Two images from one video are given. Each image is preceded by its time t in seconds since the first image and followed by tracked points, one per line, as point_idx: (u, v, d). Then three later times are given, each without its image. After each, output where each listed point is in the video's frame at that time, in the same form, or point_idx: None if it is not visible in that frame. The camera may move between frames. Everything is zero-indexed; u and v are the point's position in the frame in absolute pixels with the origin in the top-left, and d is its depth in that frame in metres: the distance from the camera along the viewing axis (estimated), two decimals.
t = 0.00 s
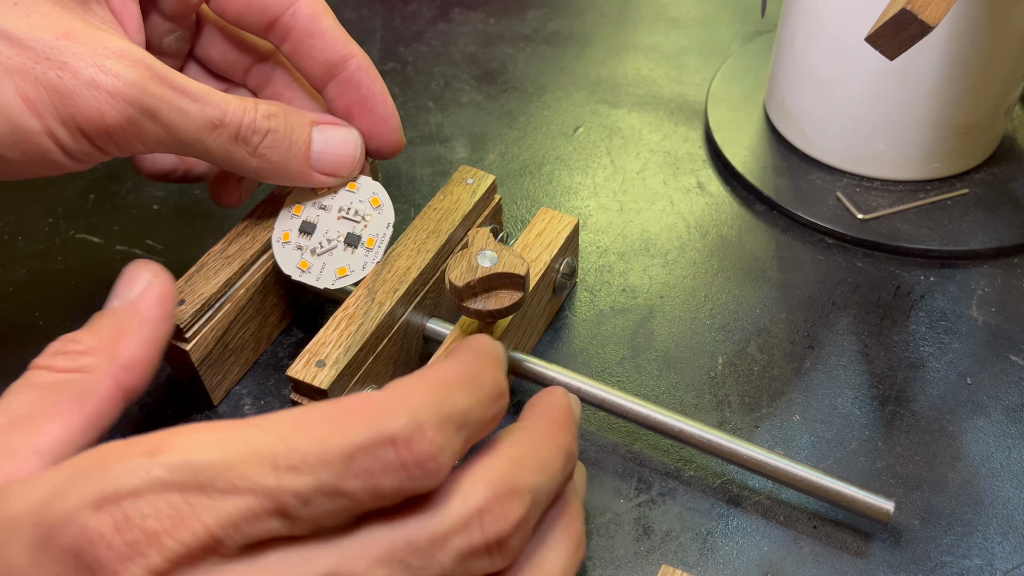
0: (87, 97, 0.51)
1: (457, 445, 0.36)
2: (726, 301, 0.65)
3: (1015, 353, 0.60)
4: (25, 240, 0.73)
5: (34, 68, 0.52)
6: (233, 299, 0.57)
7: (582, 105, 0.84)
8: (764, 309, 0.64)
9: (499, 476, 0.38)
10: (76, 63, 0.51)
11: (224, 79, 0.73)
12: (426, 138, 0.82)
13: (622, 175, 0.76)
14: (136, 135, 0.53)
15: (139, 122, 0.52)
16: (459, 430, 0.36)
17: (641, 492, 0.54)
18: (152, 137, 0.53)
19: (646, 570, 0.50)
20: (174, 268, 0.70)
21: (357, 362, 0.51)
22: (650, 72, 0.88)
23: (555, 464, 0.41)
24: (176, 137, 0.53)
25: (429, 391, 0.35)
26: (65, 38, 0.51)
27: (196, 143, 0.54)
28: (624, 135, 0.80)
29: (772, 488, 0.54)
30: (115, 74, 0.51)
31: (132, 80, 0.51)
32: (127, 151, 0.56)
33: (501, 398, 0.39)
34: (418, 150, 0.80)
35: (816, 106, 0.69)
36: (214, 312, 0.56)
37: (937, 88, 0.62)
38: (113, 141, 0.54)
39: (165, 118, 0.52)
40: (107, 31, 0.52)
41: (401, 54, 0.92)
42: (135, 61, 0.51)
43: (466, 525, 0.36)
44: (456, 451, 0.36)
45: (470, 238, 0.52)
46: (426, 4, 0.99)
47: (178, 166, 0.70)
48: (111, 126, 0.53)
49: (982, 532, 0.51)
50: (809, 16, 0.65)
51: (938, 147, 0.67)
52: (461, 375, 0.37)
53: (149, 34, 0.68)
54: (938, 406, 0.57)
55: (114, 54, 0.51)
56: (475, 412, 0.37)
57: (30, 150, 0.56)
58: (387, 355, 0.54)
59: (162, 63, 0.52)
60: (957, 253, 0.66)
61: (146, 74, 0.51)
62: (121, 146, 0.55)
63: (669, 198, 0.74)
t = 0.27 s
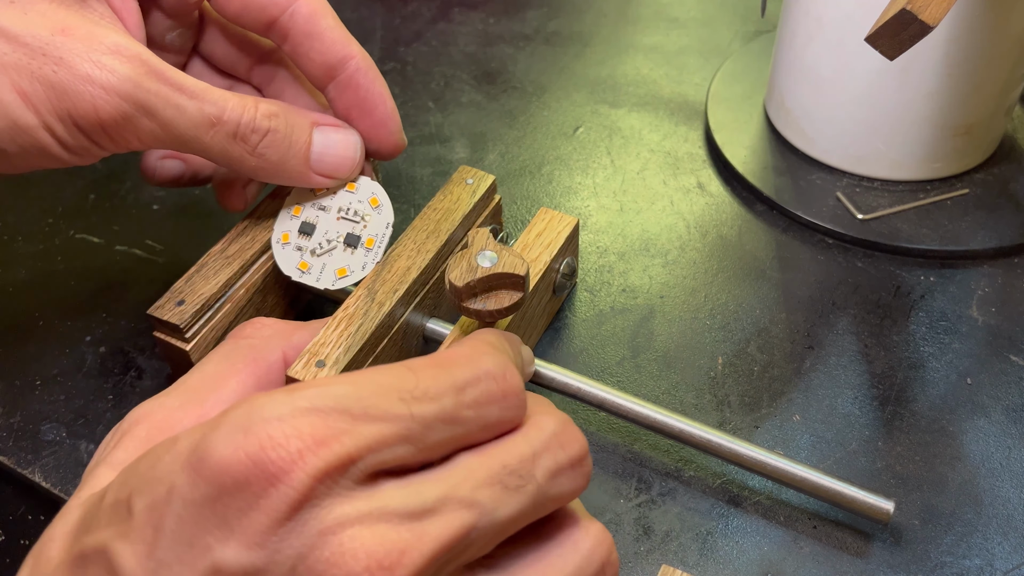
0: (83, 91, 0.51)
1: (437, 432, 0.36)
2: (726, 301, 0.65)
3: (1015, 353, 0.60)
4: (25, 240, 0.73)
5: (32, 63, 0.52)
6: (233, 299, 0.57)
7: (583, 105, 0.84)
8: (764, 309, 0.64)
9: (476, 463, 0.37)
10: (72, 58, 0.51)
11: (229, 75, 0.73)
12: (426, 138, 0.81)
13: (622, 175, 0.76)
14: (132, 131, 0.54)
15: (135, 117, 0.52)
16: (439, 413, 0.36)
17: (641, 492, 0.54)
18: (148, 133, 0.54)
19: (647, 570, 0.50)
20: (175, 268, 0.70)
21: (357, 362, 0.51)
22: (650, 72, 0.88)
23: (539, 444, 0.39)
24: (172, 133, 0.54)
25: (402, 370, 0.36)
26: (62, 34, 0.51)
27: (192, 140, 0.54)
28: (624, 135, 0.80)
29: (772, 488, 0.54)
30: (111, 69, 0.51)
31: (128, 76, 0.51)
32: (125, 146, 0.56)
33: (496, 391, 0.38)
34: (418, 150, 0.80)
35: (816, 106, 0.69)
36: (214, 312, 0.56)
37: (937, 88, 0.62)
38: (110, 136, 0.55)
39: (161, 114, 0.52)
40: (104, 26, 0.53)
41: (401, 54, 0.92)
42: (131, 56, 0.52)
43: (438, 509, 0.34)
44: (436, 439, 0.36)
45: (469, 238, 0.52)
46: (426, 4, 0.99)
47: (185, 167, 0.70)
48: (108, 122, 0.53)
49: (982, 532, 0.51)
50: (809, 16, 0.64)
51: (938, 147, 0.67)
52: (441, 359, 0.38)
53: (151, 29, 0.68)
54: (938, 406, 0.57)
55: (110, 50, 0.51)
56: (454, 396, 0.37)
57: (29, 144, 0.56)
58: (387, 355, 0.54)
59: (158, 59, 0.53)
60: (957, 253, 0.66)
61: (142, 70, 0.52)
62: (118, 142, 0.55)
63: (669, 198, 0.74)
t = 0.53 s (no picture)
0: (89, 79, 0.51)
1: (445, 435, 0.36)
2: (726, 302, 0.65)
3: (1015, 353, 0.60)
4: (25, 240, 0.72)
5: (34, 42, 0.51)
6: (233, 296, 0.57)
7: (583, 105, 0.84)
8: (764, 309, 0.64)
9: (483, 465, 0.36)
10: (80, 45, 0.50)
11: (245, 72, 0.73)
12: (426, 138, 0.82)
13: (622, 175, 0.76)
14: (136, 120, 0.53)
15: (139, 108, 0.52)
16: (446, 417, 0.36)
17: (641, 493, 0.54)
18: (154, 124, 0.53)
19: (646, 570, 0.50)
20: (175, 268, 0.70)
21: (353, 362, 0.51)
22: (649, 72, 0.88)
23: (544, 442, 0.38)
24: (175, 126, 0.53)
25: (407, 374, 0.36)
26: (70, 19, 0.50)
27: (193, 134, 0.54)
28: (624, 135, 0.80)
29: (765, 492, 0.54)
30: (117, 59, 0.50)
31: (134, 66, 0.50)
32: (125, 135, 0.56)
33: (503, 393, 0.37)
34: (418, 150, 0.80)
35: (816, 107, 0.69)
36: (213, 309, 0.56)
37: (937, 88, 0.62)
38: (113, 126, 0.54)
39: (166, 105, 0.52)
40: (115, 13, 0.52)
41: (401, 54, 0.92)
42: (140, 46, 0.51)
43: (446, 511, 0.34)
44: (445, 442, 0.36)
45: (467, 237, 0.52)
46: (426, 4, 0.99)
47: (177, 150, 0.69)
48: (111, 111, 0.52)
49: (982, 532, 0.51)
50: (809, 16, 0.65)
51: (938, 147, 0.67)
52: (446, 362, 0.37)
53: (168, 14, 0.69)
54: (938, 406, 0.57)
55: (118, 39, 0.50)
56: (459, 399, 0.36)
57: (27, 125, 0.56)
58: (384, 355, 0.54)
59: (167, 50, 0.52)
60: (957, 253, 0.66)
61: (149, 61, 0.51)
62: (119, 130, 0.55)
63: (669, 198, 0.74)
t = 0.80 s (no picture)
0: None
1: (447, 440, 0.36)
2: (726, 301, 0.65)
3: (1015, 353, 0.60)
4: (25, 240, 0.72)
5: None
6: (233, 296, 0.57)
7: (583, 105, 0.84)
8: (764, 309, 0.64)
9: (485, 470, 0.36)
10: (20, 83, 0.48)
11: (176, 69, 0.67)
12: (426, 138, 0.82)
13: (622, 175, 0.76)
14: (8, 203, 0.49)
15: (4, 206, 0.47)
16: (449, 422, 0.36)
17: (641, 493, 0.54)
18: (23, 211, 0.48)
19: (646, 570, 0.50)
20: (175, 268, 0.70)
21: (353, 361, 0.51)
22: (649, 72, 0.88)
23: (544, 446, 0.38)
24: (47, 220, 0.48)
25: (411, 379, 0.36)
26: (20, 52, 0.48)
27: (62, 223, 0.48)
28: (624, 135, 0.80)
29: (764, 492, 0.54)
30: None
31: None
32: None
33: (504, 396, 0.38)
34: (418, 150, 0.80)
35: (816, 107, 0.69)
36: (213, 309, 0.56)
37: (937, 88, 0.62)
38: None
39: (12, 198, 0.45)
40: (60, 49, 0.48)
41: (401, 54, 0.92)
42: None
43: (450, 518, 0.34)
44: (447, 446, 0.36)
45: (467, 238, 0.52)
46: (426, 5, 0.99)
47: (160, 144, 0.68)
48: None
49: (982, 532, 0.51)
50: (809, 16, 0.65)
51: (938, 147, 0.67)
52: (448, 365, 0.37)
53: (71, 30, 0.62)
54: (938, 406, 0.57)
55: None
56: (462, 404, 0.36)
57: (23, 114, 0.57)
58: (384, 355, 0.54)
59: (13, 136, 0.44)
60: (957, 253, 0.66)
61: None
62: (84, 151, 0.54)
63: (668, 198, 0.74)
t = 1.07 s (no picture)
0: None
1: (449, 439, 0.35)
2: (726, 301, 0.65)
3: (1015, 353, 0.60)
4: (25, 240, 0.73)
5: None
6: (233, 295, 0.57)
7: (583, 105, 0.84)
8: (764, 309, 0.64)
9: (487, 470, 0.36)
10: None
11: (184, 97, 0.70)
12: (426, 138, 0.82)
13: (622, 175, 0.76)
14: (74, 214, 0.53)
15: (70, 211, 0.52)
16: (450, 420, 0.35)
17: (641, 492, 0.54)
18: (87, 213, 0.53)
19: (646, 570, 0.50)
20: (175, 268, 0.70)
21: (354, 361, 0.51)
22: (649, 72, 0.88)
23: (547, 446, 0.38)
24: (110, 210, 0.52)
25: (411, 377, 0.36)
26: None
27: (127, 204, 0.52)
28: (624, 135, 0.80)
29: (764, 492, 0.54)
30: (9, 171, 0.48)
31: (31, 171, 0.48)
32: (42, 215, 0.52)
33: (505, 395, 0.37)
34: (418, 150, 0.80)
35: (816, 107, 0.69)
36: (213, 309, 0.56)
37: (937, 88, 0.62)
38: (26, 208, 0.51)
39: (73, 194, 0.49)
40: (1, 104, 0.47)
41: (401, 54, 0.92)
42: None
43: (451, 517, 0.34)
44: (449, 445, 0.35)
45: (467, 238, 0.52)
46: (426, 5, 0.99)
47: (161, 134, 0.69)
48: (37, 216, 0.51)
49: (982, 532, 0.51)
50: (809, 16, 0.65)
51: (938, 147, 0.67)
52: (448, 365, 0.37)
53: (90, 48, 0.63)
54: (938, 406, 0.57)
55: (7, 147, 0.48)
56: (463, 402, 0.36)
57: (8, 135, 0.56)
58: (384, 355, 0.54)
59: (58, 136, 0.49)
60: (957, 253, 0.66)
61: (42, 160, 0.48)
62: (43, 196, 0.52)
63: (668, 198, 0.74)
